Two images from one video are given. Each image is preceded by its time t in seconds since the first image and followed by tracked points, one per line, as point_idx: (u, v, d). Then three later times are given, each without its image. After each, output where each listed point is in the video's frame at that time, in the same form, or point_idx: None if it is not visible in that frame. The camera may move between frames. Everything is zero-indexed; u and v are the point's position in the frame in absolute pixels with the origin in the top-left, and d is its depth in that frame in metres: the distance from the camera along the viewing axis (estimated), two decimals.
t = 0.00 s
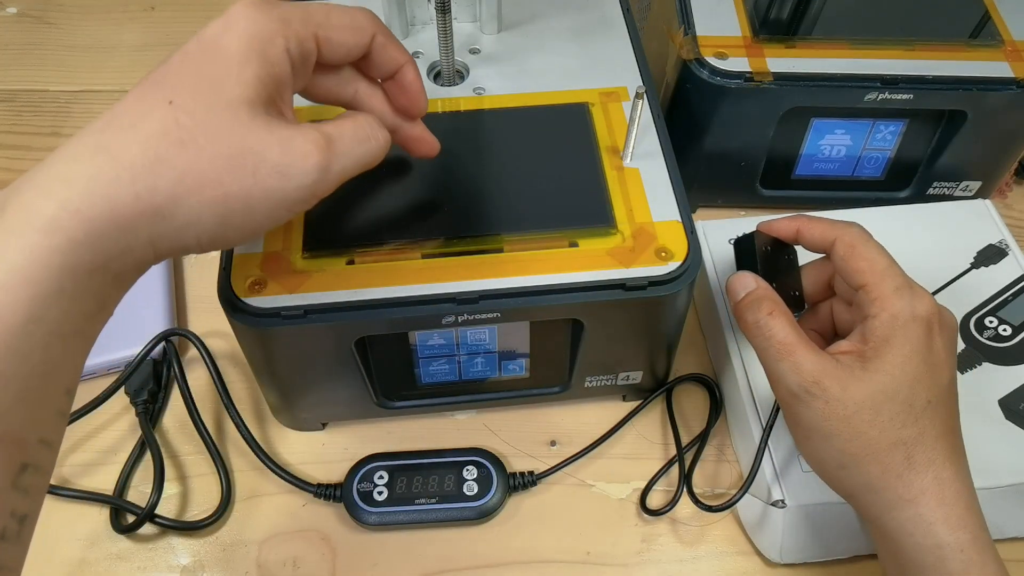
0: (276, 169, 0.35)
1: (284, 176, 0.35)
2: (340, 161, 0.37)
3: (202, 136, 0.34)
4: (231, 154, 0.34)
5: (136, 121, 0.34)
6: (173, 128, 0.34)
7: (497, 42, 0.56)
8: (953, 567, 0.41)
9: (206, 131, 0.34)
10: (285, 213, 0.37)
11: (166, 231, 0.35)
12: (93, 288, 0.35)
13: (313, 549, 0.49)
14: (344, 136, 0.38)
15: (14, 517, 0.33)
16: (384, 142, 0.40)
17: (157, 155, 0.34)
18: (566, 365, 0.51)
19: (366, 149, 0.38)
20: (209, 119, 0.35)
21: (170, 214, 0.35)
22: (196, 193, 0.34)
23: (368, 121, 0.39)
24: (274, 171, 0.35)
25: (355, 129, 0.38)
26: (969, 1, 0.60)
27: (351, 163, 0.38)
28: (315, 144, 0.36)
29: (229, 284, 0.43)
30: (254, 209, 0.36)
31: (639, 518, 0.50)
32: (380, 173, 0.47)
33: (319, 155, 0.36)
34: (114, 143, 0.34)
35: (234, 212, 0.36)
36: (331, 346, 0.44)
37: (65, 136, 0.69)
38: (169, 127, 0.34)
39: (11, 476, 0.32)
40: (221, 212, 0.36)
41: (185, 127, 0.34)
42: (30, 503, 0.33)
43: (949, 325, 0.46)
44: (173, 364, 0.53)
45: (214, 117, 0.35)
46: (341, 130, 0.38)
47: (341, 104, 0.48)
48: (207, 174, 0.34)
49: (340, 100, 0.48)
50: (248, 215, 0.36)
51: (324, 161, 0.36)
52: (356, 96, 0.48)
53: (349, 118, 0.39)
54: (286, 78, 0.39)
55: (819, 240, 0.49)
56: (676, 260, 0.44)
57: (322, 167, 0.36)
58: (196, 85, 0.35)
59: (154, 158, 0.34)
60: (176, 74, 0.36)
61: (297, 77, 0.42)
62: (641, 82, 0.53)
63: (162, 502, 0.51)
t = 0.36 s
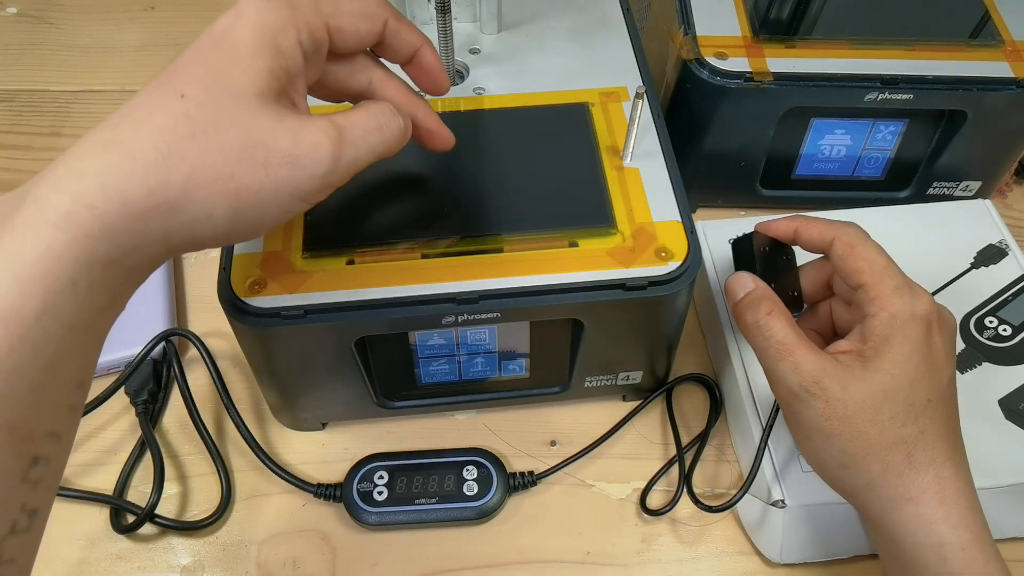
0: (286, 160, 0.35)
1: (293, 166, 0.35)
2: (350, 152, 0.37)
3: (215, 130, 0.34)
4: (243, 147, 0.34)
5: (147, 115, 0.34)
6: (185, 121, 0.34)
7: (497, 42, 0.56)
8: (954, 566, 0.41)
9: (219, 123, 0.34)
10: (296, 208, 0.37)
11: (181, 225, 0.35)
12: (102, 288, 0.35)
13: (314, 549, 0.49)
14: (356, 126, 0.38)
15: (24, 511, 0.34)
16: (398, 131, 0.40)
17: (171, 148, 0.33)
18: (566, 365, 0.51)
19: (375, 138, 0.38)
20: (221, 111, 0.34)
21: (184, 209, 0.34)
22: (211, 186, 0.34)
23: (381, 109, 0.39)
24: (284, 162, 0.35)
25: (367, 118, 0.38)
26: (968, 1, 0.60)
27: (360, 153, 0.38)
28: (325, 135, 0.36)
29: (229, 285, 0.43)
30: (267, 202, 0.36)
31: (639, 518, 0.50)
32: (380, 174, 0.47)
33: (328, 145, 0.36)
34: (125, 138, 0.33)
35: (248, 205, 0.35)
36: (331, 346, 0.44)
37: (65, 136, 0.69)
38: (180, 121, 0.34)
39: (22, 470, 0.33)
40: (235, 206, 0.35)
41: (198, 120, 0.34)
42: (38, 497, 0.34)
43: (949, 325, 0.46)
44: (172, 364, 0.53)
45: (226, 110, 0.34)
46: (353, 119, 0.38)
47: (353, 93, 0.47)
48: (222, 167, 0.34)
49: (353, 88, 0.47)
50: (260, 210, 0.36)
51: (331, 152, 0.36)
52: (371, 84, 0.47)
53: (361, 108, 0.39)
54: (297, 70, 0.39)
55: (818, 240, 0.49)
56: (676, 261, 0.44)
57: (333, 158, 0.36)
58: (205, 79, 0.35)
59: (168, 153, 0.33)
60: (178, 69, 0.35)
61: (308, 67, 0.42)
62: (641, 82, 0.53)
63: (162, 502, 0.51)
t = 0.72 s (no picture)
0: (302, 157, 0.35)
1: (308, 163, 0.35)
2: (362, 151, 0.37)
3: (232, 127, 0.34)
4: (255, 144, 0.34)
5: (165, 113, 0.34)
6: (203, 119, 0.34)
7: (497, 42, 0.56)
8: (954, 566, 0.41)
9: (234, 121, 0.34)
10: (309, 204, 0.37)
11: (195, 221, 0.35)
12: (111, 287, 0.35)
13: (314, 549, 0.49)
14: (365, 129, 0.38)
15: (25, 504, 0.33)
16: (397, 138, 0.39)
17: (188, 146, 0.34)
18: (566, 365, 0.51)
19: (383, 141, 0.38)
20: (234, 110, 0.34)
21: (201, 207, 0.35)
22: (225, 182, 0.34)
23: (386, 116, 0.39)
24: (298, 158, 0.35)
25: (374, 121, 0.38)
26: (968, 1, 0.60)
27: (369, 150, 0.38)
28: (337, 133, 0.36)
29: (229, 285, 0.43)
30: (280, 198, 0.36)
31: (639, 518, 0.50)
32: (380, 175, 0.47)
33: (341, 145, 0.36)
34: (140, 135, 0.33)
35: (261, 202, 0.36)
36: (331, 346, 0.44)
37: (65, 136, 0.69)
38: (197, 119, 0.34)
39: (25, 462, 0.32)
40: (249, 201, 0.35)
41: (214, 118, 0.34)
42: (37, 491, 0.33)
43: (948, 325, 0.46)
44: (172, 364, 0.53)
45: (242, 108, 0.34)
46: (362, 122, 0.38)
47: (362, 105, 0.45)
48: (236, 165, 0.34)
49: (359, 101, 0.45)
50: (272, 206, 0.36)
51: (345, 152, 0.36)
52: (380, 96, 0.45)
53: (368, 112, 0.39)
54: (315, 73, 0.38)
55: (816, 240, 0.49)
56: (676, 260, 0.44)
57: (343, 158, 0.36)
58: (222, 78, 0.35)
59: (183, 149, 0.34)
60: (187, 72, 0.36)
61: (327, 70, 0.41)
62: (641, 82, 0.53)
63: (162, 502, 0.51)
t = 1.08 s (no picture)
0: (327, 161, 0.35)
1: (332, 169, 0.36)
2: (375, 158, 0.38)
3: (257, 133, 0.34)
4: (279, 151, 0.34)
5: (190, 116, 0.33)
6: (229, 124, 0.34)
7: (497, 42, 0.56)
8: (954, 566, 0.41)
9: (260, 128, 0.34)
10: (326, 211, 0.37)
11: (212, 225, 0.35)
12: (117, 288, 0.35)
13: (314, 549, 0.49)
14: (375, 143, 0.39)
15: (26, 503, 0.33)
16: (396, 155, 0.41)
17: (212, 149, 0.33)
18: (566, 365, 0.51)
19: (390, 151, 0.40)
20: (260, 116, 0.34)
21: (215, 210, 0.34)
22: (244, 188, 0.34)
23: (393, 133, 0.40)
24: (321, 163, 0.35)
25: (385, 136, 0.40)
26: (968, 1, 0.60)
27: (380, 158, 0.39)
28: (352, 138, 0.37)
29: (229, 285, 0.43)
30: (300, 204, 0.36)
31: (638, 518, 0.50)
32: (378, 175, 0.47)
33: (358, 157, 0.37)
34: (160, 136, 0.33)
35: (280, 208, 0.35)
36: (331, 346, 0.44)
37: (65, 137, 0.69)
38: (221, 123, 0.34)
39: (27, 461, 0.32)
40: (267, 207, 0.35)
41: (241, 124, 0.34)
42: (39, 489, 0.33)
43: (948, 325, 0.46)
44: (172, 364, 0.53)
45: (270, 116, 0.34)
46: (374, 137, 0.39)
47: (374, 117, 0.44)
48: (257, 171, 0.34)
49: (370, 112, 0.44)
50: (290, 212, 0.36)
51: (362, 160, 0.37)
52: (392, 106, 0.44)
53: (376, 126, 0.39)
54: (338, 92, 0.38)
55: (817, 240, 0.49)
56: (676, 260, 0.44)
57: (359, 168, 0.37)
58: (248, 84, 0.35)
59: (208, 153, 0.33)
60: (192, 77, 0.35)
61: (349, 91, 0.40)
62: (641, 82, 0.53)
63: (162, 502, 0.51)
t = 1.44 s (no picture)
0: (327, 165, 0.36)
1: (332, 174, 0.36)
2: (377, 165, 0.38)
3: (257, 131, 0.34)
4: (275, 149, 0.34)
5: (190, 113, 0.33)
6: (228, 121, 0.34)
7: (497, 42, 0.56)
8: (954, 566, 0.41)
9: (259, 126, 0.34)
10: (326, 214, 0.37)
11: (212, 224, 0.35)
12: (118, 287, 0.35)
13: (314, 549, 0.49)
14: (377, 151, 0.39)
15: (25, 502, 0.33)
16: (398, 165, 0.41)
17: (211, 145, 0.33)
18: (566, 365, 0.51)
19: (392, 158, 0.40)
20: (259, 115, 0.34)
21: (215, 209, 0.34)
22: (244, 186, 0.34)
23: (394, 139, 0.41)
24: (315, 164, 0.35)
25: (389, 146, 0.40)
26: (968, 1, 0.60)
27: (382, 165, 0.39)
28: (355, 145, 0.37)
29: (229, 285, 0.43)
30: (298, 205, 0.36)
31: (639, 518, 0.50)
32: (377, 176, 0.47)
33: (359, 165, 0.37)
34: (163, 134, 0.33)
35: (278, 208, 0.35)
36: (331, 346, 0.44)
37: (65, 136, 0.69)
38: (220, 120, 0.34)
39: (27, 459, 0.32)
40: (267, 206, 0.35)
41: (240, 121, 0.34)
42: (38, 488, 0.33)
43: (949, 325, 0.46)
44: (172, 364, 0.53)
45: (268, 114, 0.34)
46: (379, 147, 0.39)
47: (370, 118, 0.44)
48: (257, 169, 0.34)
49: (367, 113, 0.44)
50: (288, 212, 0.36)
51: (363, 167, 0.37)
52: (389, 108, 0.44)
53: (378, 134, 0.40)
54: (339, 94, 0.38)
55: (817, 240, 0.49)
56: (676, 260, 0.44)
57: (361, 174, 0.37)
58: (247, 83, 0.35)
59: (206, 149, 0.33)
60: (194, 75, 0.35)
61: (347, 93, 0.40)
62: (641, 82, 0.53)
63: (162, 502, 0.51)
